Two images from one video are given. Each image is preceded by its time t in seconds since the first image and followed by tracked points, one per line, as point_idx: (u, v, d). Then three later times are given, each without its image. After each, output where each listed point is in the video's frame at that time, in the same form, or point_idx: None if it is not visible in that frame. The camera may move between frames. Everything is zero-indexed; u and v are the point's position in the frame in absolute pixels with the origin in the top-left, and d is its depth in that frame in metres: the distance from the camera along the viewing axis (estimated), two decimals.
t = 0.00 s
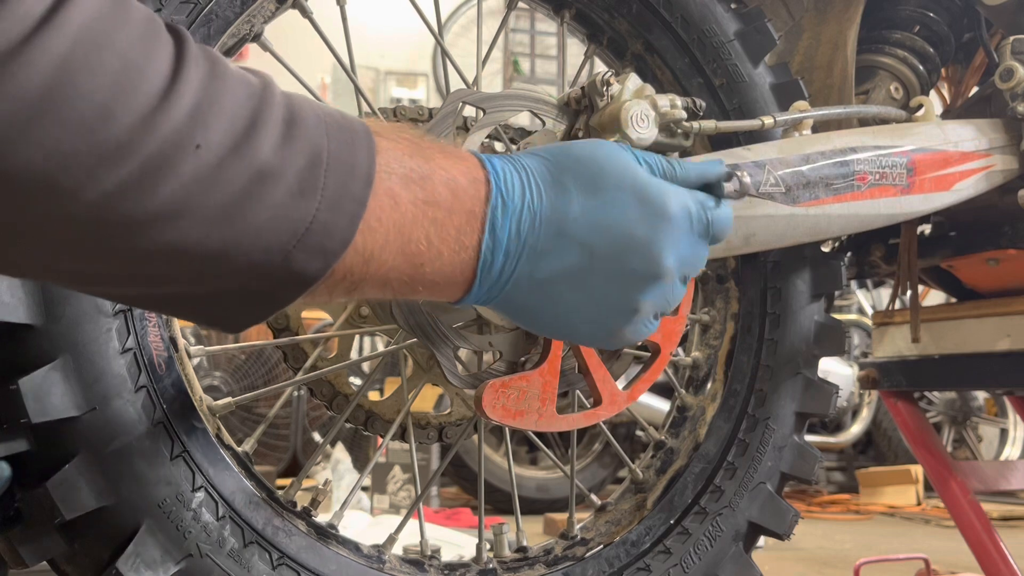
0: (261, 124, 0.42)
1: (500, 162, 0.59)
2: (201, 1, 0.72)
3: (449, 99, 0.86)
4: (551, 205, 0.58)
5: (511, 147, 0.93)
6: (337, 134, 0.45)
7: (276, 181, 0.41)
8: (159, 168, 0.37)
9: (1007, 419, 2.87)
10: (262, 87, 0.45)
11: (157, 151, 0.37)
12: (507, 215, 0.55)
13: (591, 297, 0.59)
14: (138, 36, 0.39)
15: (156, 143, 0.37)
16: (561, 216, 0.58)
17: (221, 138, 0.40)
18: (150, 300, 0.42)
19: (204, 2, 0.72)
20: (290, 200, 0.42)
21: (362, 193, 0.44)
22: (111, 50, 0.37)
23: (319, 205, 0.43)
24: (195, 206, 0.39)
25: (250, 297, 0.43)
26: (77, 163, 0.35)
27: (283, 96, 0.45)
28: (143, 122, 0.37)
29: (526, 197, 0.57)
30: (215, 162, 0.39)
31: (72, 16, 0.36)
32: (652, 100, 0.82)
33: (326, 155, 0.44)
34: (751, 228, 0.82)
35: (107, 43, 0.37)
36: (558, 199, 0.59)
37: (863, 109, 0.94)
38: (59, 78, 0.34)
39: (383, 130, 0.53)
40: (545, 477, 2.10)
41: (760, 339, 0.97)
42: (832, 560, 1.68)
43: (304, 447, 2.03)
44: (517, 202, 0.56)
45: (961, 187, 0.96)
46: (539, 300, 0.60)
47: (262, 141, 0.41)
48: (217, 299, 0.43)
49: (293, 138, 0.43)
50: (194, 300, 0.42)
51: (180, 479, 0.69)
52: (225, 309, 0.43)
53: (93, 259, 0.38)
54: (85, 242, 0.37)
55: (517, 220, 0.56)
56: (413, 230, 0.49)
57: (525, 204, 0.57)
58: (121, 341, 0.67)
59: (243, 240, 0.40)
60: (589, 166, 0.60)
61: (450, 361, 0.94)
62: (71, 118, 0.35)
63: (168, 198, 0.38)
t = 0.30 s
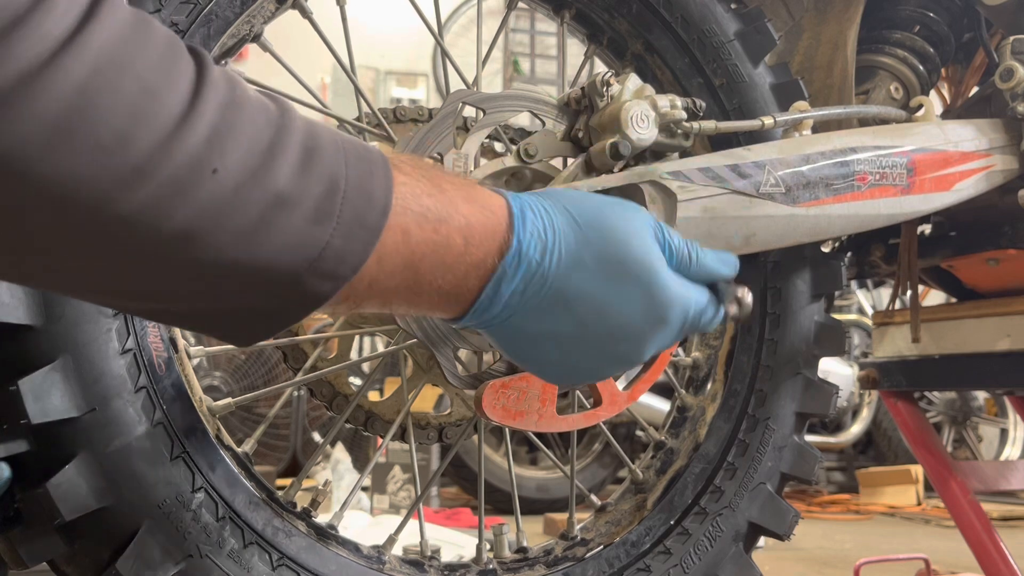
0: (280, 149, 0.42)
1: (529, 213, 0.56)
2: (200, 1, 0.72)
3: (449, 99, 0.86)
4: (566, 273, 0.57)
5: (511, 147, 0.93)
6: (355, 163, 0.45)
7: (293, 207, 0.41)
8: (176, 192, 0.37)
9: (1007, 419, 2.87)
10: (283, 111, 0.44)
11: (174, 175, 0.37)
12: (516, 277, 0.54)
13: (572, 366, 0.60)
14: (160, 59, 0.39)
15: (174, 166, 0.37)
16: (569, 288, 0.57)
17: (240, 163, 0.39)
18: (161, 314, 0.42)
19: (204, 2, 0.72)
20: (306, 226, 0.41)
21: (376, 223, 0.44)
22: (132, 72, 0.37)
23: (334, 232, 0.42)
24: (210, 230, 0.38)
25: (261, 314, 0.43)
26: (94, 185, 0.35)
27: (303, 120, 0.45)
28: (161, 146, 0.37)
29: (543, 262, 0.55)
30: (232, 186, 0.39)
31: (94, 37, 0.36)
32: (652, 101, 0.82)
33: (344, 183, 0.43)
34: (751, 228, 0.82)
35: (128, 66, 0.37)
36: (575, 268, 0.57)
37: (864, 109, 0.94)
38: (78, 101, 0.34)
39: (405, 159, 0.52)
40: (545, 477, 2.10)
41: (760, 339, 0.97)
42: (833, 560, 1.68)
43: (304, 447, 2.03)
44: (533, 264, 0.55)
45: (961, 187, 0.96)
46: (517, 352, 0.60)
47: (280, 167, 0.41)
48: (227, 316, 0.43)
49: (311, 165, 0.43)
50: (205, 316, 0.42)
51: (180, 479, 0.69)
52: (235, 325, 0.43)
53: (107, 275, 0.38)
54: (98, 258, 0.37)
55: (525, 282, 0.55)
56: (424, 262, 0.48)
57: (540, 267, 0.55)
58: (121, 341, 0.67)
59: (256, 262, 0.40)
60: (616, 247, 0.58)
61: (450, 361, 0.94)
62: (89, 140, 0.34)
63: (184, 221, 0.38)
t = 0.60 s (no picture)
0: (318, 170, 0.41)
1: (575, 262, 0.58)
2: (201, 1, 0.72)
3: (449, 99, 0.85)
4: (594, 326, 0.60)
5: (511, 147, 0.93)
6: (393, 187, 0.44)
7: (330, 231, 0.41)
8: (215, 213, 0.37)
9: (1007, 419, 2.87)
10: (321, 129, 0.44)
11: (214, 195, 0.36)
12: (548, 324, 0.57)
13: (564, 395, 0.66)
14: (203, 74, 0.38)
15: (215, 186, 0.36)
16: (590, 338, 0.60)
17: (280, 184, 0.39)
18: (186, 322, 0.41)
19: (204, 2, 0.72)
20: (341, 250, 0.41)
21: (413, 247, 0.44)
22: (176, 88, 0.36)
23: (369, 257, 0.42)
24: (245, 249, 0.38)
25: (283, 325, 0.43)
26: (133, 202, 0.34)
27: (342, 139, 0.44)
28: (204, 165, 0.36)
29: (576, 315, 0.58)
30: (270, 207, 0.38)
31: (139, 50, 0.35)
32: (652, 101, 0.82)
33: (381, 208, 0.43)
34: (751, 228, 0.82)
35: (172, 81, 0.36)
36: (603, 323, 0.60)
37: (864, 109, 0.94)
38: (123, 119, 0.33)
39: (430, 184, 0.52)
40: (545, 477, 2.10)
41: (760, 340, 0.97)
42: (832, 560, 1.68)
43: (304, 447, 2.03)
44: (567, 314, 0.57)
45: (961, 187, 0.96)
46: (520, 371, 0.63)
47: (318, 189, 0.41)
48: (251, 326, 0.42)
49: (348, 187, 0.42)
50: (231, 326, 0.42)
51: (180, 479, 0.69)
52: (258, 335, 0.43)
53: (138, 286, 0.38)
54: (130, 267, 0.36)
55: (554, 326, 0.57)
56: (450, 291, 0.48)
57: (573, 316, 0.58)
58: (121, 341, 0.67)
59: (290, 282, 0.40)
60: (643, 311, 0.62)
61: (450, 361, 0.94)
62: (132, 159, 0.34)
63: (220, 240, 0.37)
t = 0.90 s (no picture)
0: (281, 152, 0.42)
1: (524, 212, 0.56)
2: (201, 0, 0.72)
3: (449, 99, 0.85)
4: (563, 273, 0.56)
5: (511, 147, 0.93)
6: (358, 167, 0.45)
7: (293, 211, 0.41)
8: (176, 194, 0.37)
9: (1007, 419, 2.87)
10: (286, 114, 0.45)
11: (175, 177, 0.37)
12: (512, 277, 0.54)
13: (574, 373, 0.59)
14: (162, 60, 0.39)
15: (175, 168, 0.37)
16: (568, 290, 0.56)
17: (241, 165, 0.39)
18: (161, 318, 0.41)
19: (204, 2, 0.72)
20: (306, 230, 0.41)
21: (377, 229, 0.44)
22: (134, 73, 0.37)
23: (335, 236, 0.42)
24: (209, 233, 0.38)
25: (259, 319, 0.43)
26: (93, 185, 0.35)
27: (306, 124, 0.45)
28: (163, 147, 0.36)
29: (540, 264, 0.55)
30: (233, 189, 0.39)
31: (97, 37, 0.36)
32: (652, 100, 0.82)
33: (345, 187, 0.43)
34: (751, 228, 0.82)
35: (131, 67, 0.37)
36: (572, 269, 0.57)
37: (863, 109, 0.94)
38: (80, 100, 0.34)
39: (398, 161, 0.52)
40: (545, 477, 2.10)
41: (760, 339, 0.97)
42: (832, 560, 1.68)
43: (304, 447, 2.03)
44: (529, 263, 0.54)
45: (961, 187, 0.96)
46: (522, 359, 0.59)
47: (280, 170, 0.41)
48: (224, 320, 0.42)
49: (313, 169, 0.42)
50: (207, 319, 0.42)
51: (180, 479, 0.69)
52: (233, 330, 0.43)
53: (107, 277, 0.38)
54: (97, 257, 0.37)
55: (520, 281, 0.54)
56: (422, 270, 0.48)
57: (536, 265, 0.55)
58: (121, 341, 0.67)
59: (256, 265, 0.40)
60: (613, 249, 0.58)
61: (450, 361, 0.94)
62: (90, 141, 0.34)
63: (184, 223, 0.37)
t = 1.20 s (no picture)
0: (264, 119, 0.42)
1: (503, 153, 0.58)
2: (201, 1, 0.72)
3: (449, 99, 0.86)
4: (553, 196, 0.57)
5: (512, 147, 0.93)
6: (343, 131, 0.44)
7: (280, 177, 0.41)
8: (161, 166, 0.37)
9: (1007, 418, 2.87)
10: (267, 81, 0.44)
11: (159, 147, 0.37)
12: (506, 206, 0.54)
13: (597, 296, 0.58)
14: (139, 32, 0.39)
15: (158, 139, 0.37)
16: (563, 211, 0.57)
17: (225, 132, 0.39)
18: (154, 299, 0.41)
19: (204, 2, 0.72)
20: (295, 197, 0.41)
21: (366, 190, 0.43)
22: (112, 46, 0.37)
23: (324, 200, 0.42)
24: (198, 205, 0.38)
25: (256, 295, 0.43)
26: (77, 160, 0.35)
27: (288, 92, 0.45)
28: (145, 118, 0.37)
29: (529, 192, 0.56)
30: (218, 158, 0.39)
31: (72, 11, 0.36)
32: (652, 100, 0.82)
33: (331, 150, 0.43)
34: (752, 228, 0.81)
35: (109, 39, 0.37)
36: (561, 190, 0.57)
37: (863, 109, 0.94)
38: (59, 75, 0.34)
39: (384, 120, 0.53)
40: (545, 477, 2.10)
41: (760, 340, 0.97)
42: (832, 560, 1.68)
43: (303, 447, 2.03)
44: (518, 191, 0.55)
45: (961, 187, 0.96)
46: (542, 298, 0.58)
47: (265, 137, 0.41)
48: (221, 297, 0.42)
49: (298, 135, 0.42)
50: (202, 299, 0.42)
51: (180, 479, 0.69)
52: (232, 308, 0.43)
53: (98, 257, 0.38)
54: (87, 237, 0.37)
55: (514, 208, 0.55)
56: (417, 223, 0.48)
57: (525, 192, 0.55)
58: (121, 341, 0.67)
59: (247, 237, 0.40)
60: (595, 166, 0.59)
61: (450, 361, 0.94)
62: (72, 114, 0.34)
63: (172, 194, 0.37)
